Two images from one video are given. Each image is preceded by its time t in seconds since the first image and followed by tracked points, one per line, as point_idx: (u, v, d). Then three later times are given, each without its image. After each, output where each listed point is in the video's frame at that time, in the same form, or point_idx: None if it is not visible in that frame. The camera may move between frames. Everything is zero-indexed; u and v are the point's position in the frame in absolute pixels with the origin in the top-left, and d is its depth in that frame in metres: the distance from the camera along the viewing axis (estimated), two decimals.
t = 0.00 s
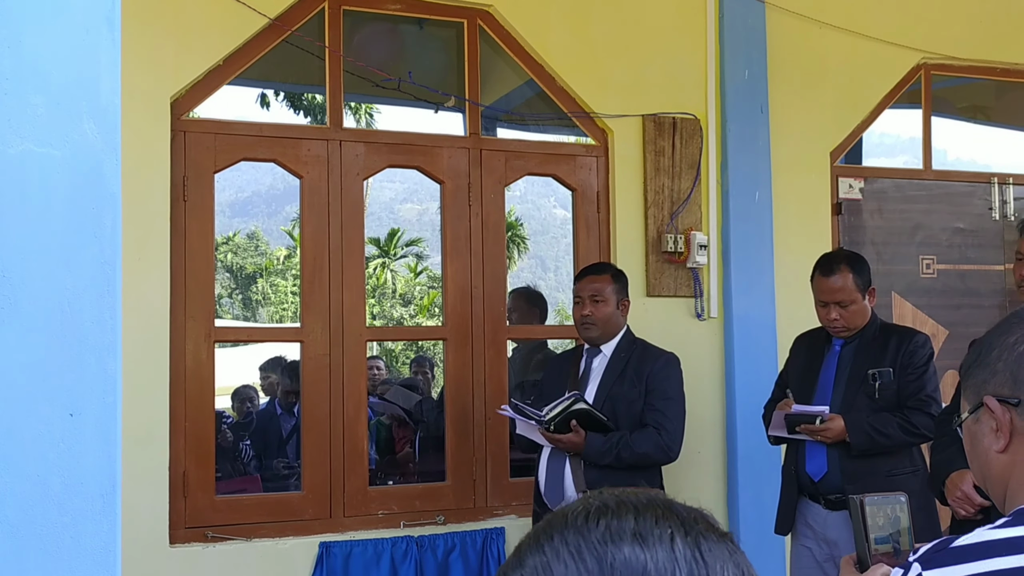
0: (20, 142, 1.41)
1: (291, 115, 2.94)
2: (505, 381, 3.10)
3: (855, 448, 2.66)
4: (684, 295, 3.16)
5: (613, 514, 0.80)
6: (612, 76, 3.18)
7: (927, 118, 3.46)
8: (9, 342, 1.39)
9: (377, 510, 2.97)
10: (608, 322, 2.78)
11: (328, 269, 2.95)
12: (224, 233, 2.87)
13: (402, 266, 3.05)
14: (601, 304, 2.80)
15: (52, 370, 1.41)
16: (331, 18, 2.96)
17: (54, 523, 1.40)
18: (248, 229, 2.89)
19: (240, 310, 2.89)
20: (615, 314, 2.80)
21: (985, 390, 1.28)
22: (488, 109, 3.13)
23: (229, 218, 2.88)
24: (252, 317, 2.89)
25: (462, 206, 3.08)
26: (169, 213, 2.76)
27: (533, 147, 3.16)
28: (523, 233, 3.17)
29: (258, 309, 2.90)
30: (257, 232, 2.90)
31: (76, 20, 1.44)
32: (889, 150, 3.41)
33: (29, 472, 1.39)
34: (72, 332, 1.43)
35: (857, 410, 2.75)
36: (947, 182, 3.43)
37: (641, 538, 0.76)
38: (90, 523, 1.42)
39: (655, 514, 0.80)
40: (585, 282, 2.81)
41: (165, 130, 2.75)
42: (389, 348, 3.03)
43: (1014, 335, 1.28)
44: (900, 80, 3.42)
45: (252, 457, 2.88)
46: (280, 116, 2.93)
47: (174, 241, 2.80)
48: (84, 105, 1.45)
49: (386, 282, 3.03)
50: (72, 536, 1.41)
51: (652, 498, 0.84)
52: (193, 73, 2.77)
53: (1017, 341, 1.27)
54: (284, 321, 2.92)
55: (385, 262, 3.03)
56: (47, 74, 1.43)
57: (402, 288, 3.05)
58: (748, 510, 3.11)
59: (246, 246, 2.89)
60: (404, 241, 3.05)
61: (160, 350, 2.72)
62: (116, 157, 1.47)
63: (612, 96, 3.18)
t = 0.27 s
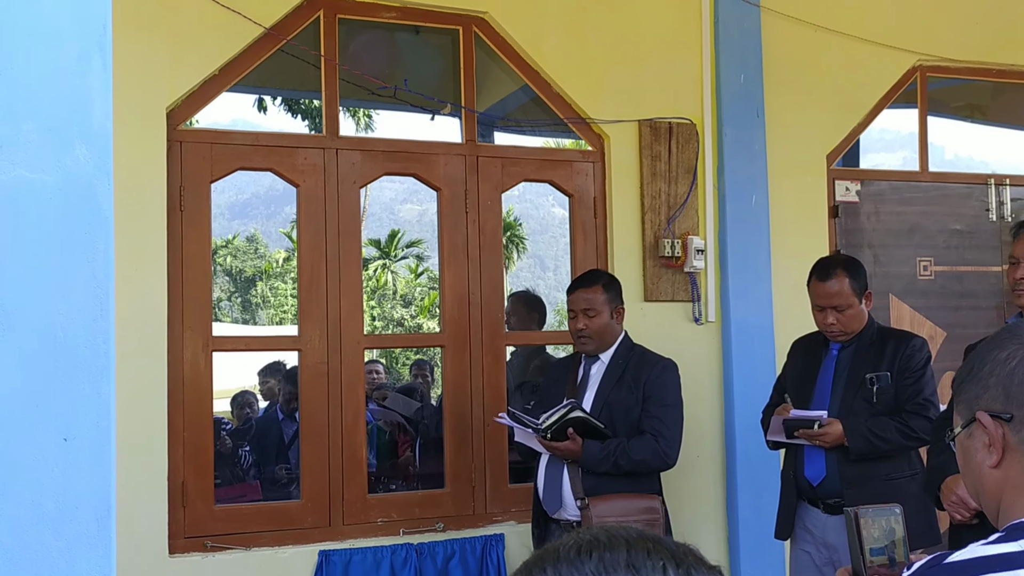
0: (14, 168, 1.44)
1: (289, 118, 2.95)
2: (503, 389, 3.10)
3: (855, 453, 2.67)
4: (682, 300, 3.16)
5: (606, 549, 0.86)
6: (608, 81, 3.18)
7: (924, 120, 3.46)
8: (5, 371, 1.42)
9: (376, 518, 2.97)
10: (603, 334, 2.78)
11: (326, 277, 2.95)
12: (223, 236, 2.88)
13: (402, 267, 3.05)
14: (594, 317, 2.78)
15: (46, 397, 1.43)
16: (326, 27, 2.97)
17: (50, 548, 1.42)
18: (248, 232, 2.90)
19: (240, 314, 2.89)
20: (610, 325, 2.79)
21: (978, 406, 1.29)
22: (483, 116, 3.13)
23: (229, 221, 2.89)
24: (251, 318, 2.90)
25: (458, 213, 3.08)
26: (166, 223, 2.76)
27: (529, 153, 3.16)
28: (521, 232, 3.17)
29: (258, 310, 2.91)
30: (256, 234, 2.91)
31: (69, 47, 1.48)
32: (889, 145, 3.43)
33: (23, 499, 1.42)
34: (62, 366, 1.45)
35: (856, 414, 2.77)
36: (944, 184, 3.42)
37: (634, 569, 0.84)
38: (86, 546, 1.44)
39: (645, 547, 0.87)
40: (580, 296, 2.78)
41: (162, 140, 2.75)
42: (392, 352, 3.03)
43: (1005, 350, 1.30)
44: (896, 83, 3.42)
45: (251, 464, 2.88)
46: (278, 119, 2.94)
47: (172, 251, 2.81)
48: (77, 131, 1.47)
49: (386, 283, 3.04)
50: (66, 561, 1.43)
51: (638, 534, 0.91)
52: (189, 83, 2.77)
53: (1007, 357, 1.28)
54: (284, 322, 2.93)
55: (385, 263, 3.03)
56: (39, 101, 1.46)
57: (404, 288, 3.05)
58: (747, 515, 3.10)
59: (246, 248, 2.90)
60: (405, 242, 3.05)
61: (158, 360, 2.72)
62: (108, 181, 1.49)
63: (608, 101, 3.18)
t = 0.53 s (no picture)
0: (6, 183, 1.42)
1: (286, 120, 2.96)
2: (502, 391, 3.10)
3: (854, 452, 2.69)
4: (680, 300, 3.15)
5: (597, 566, 0.91)
6: (604, 82, 3.18)
7: (921, 118, 3.45)
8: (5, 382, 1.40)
9: (376, 521, 2.97)
10: (600, 337, 2.78)
11: (323, 281, 2.95)
12: (223, 237, 2.88)
13: (403, 267, 3.05)
14: (591, 320, 2.78)
15: (45, 411, 1.42)
16: (321, 30, 2.97)
17: (46, 560, 1.41)
18: (247, 233, 2.91)
19: (241, 316, 2.90)
20: (607, 327, 2.78)
21: (971, 410, 1.29)
22: (480, 118, 3.13)
23: (228, 222, 2.89)
24: (251, 319, 2.91)
25: (456, 215, 3.08)
26: (163, 228, 2.77)
27: (526, 155, 3.16)
28: (520, 230, 3.17)
29: (258, 312, 2.92)
30: (255, 236, 2.92)
31: (61, 60, 1.45)
32: (889, 140, 3.42)
33: (20, 512, 1.40)
34: (57, 378, 1.43)
35: (855, 414, 2.79)
36: (942, 182, 3.42)
37: None
38: (84, 560, 1.42)
39: (634, 564, 0.92)
40: (575, 300, 2.78)
41: (159, 145, 2.76)
42: (393, 353, 3.03)
43: (995, 354, 1.29)
44: (893, 81, 3.41)
45: (252, 467, 2.89)
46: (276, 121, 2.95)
47: (169, 256, 2.81)
48: (69, 144, 1.45)
49: (387, 283, 3.04)
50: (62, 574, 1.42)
51: (625, 551, 0.96)
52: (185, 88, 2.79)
53: (998, 360, 1.28)
54: (284, 323, 2.93)
55: (386, 263, 3.03)
56: (34, 115, 1.44)
57: (405, 288, 3.06)
58: (747, 515, 3.09)
59: (246, 250, 2.91)
60: (404, 242, 3.06)
61: (157, 365, 2.73)
62: (102, 195, 1.47)
63: (604, 102, 3.18)
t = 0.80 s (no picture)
0: None
1: (285, 113, 2.95)
2: (500, 384, 3.10)
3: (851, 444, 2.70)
4: (678, 294, 3.15)
5: (583, 561, 0.93)
6: (601, 75, 3.17)
7: (919, 111, 3.44)
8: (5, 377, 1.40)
9: (374, 515, 2.97)
10: (598, 332, 2.78)
11: (320, 275, 2.94)
12: (223, 231, 2.88)
13: (404, 260, 3.05)
14: (589, 314, 2.77)
15: (40, 408, 1.42)
16: (318, 24, 2.96)
17: (41, 556, 1.41)
18: (247, 227, 2.91)
19: (240, 309, 2.90)
20: (605, 322, 2.79)
21: (964, 404, 1.28)
22: (478, 112, 3.12)
23: (227, 216, 2.89)
24: (251, 313, 2.91)
25: (454, 209, 3.08)
26: (161, 223, 2.77)
27: (524, 148, 3.16)
28: (520, 223, 3.17)
29: (257, 305, 2.92)
30: (253, 230, 2.91)
31: (53, 54, 1.44)
32: (889, 132, 3.42)
33: (14, 509, 1.40)
34: (52, 375, 1.43)
35: (852, 407, 2.79)
36: (940, 175, 3.41)
37: None
38: (79, 555, 1.42)
39: (619, 560, 0.94)
40: (573, 294, 2.77)
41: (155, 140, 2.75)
42: (394, 347, 3.03)
43: (988, 347, 1.28)
44: (891, 74, 3.40)
45: (250, 461, 2.89)
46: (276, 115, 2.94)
47: (167, 251, 2.81)
48: (62, 139, 1.44)
49: (387, 276, 3.03)
50: (59, 571, 1.42)
51: (613, 548, 0.98)
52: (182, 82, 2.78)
53: (990, 354, 1.26)
54: (283, 317, 2.93)
55: (385, 256, 3.03)
56: (27, 111, 1.43)
57: (405, 281, 3.05)
58: (746, 508, 3.09)
59: (246, 244, 2.90)
60: (404, 235, 3.05)
61: (155, 359, 2.73)
62: (95, 190, 1.47)
63: (601, 95, 3.17)
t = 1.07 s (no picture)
0: None
1: (284, 106, 2.95)
2: (499, 377, 3.10)
3: (850, 436, 2.70)
4: (677, 286, 3.15)
5: (576, 549, 0.93)
6: (600, 67, 3.16)
7: (919, 103, 3.44)
8: None
9: (372, 507, 2.97)
10: (596, 323, 2.77)
11: (319, 267, 2.94)
12: (222, 224, 2.88)
13: (403, 253, 3.05)
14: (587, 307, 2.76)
15: (36, 399, 1.42)
16: (317, 16, 2.96)
17: (36, 548, 1.41)
18: (246, 220, 2.91)
19: (240, 302, 2.90)
20: (603, 313, 2.78)
21: (960, 396, 1.28)
22: (477, 104, 3.12)
23: (227, 209, 2.89)
24: (251, 306, 2.91)
25: (453, 202, 3.07)
26: (159, 215, 2.77)
27: (523, 141, 3.15)
28: (519, 216, 3.16)
29: (257, 298, 2.91)
30: (252, 223, 2.91)
31: (49, 47, 1.44)
32: (890, 124, 3.41)
33: (11, 499, 1.40)
34: (49, 365, 1.42)
35: (852, 399, 2.80)
36: (940, 168, 3.41)
37: (602, 568, 0.90)
38: (74, 548, 1.42)
39: (613, 549, 0.94)
40: (569, 288, 2.78)
41: (153, 133, 2.75)
42: (393, 340, 3.03)
43: (985, 338, 1.28)
44: (891, 66, 3.40)
45: (250, 453, 2.89)
46: (275, 108, 2.94)
47: (165, 244, 2.81)
48: (57, 130, 1.44)
49: (386, 270, 3.03)
50: (54, 562, 1.42)
51: (607, 538, 0.98)
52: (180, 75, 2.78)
53: (987, 345, 1.27)
54: (283, 309, 2.93)
55: (385, 249, 3.03)
56: (22, 103, 1.43)
57: (405, 274, 3.05)
58: (745, 501, 3.09)
59: (246, 237, 2.90)
60: (404, 228, 3.05)
61: (153, 352, 2.74)
62: (90, 182, 1.47)
63: (600, 88, 3.16)
